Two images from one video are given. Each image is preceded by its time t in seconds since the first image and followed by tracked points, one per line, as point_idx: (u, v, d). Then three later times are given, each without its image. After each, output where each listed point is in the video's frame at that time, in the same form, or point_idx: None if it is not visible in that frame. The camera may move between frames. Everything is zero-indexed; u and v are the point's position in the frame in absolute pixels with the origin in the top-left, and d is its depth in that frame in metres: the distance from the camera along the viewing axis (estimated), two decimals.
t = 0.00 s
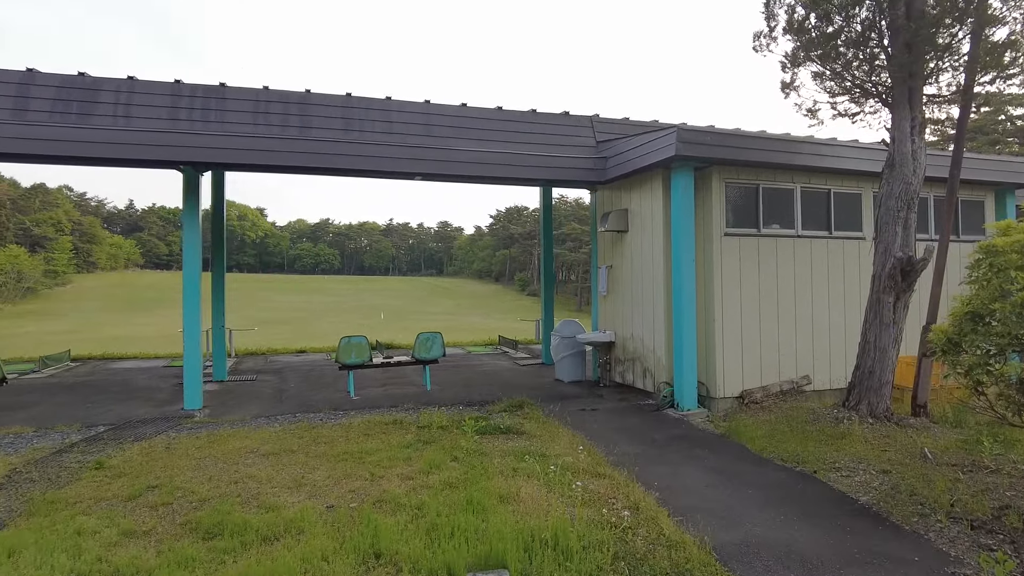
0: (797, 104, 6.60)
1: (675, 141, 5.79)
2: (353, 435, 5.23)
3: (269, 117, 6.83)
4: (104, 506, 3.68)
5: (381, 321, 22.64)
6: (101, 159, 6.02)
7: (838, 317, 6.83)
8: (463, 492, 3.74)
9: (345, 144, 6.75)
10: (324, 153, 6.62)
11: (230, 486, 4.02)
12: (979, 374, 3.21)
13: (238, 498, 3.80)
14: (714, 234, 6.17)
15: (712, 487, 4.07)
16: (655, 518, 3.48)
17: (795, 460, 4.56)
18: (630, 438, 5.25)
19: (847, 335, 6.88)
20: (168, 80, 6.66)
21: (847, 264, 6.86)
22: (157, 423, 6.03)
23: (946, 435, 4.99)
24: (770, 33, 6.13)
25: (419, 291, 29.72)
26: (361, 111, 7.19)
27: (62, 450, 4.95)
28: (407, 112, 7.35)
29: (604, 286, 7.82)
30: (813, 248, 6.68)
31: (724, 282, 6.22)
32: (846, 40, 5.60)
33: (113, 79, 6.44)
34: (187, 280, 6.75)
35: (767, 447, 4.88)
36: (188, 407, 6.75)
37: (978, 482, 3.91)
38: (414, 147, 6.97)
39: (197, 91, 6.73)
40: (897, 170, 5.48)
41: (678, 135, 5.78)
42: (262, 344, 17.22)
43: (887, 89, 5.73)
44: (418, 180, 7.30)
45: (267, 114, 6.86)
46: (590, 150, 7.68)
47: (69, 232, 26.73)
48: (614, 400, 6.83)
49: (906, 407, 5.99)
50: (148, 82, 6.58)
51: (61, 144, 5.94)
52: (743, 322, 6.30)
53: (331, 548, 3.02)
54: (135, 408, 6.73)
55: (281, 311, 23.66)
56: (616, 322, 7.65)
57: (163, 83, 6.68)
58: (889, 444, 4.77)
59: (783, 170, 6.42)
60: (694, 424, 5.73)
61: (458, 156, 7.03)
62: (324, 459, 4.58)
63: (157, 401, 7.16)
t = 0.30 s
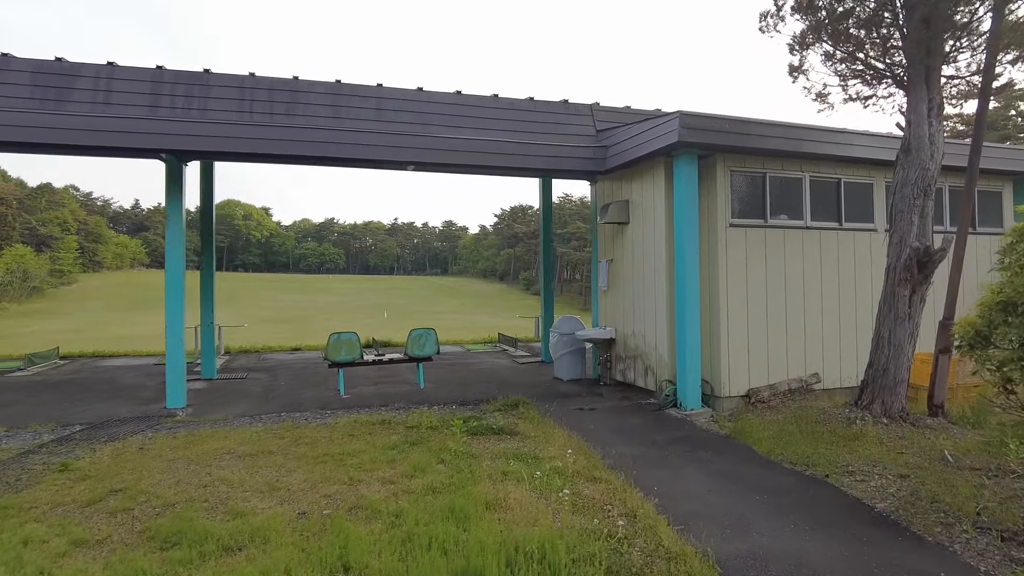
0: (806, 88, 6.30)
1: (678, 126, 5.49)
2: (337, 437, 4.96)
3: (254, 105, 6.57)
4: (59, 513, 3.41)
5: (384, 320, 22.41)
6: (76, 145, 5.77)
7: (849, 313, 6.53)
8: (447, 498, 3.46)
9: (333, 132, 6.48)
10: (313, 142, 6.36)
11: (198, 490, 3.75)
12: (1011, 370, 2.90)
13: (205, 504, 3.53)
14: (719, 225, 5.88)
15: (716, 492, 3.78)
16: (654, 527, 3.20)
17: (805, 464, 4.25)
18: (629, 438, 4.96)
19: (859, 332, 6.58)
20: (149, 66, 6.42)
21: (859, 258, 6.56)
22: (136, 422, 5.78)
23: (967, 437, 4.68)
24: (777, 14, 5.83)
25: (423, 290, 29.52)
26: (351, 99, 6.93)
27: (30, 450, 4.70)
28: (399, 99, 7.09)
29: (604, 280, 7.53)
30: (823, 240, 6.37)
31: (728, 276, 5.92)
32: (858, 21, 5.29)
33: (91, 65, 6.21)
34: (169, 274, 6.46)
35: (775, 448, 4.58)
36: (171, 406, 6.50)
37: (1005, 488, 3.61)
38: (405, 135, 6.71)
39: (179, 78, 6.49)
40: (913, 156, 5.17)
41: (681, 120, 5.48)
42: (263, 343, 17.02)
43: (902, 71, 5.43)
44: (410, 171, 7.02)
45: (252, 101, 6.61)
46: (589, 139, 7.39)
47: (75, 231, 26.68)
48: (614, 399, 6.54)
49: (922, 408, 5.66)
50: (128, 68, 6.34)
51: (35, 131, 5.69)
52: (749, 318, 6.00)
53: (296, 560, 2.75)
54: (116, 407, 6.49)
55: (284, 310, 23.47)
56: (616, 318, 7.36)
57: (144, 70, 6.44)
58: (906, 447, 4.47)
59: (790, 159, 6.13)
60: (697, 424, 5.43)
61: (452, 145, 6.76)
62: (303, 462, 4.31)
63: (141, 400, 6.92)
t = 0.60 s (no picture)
0: (807, 79, 6.02)
1: (672, 118, 5.19)
2: (308, 447, 4.68)
3: (230, 98, 6.31)
4: None
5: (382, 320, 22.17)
6: (40, 139, 5.50)
7: (852, 315, 6.23)
8: (414, 521, 3.18)
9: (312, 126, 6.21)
10: (290, 136, 6.09)
11: (149, 508, 3.48)
12: None
13: (153, 524, 3.25)
14: (715, 223, 5.59)
15: (708, 512, 3.49)
16: (638, 553, 2.91)
17: (805, 478, 3.97)
18: (618, 449, 4.67)
19: (862, 335, 6.29)
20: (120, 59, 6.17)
21: (862, 258, 6.26)
22: (103, 430, 5.52)
23: (978, 449, 4.39)
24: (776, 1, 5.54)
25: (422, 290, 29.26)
26: (332, 93, 6.66)
27: None
28: (383, 93, 6.81)
29: (597, 281, 7.25)
30: (825, 238, 6.07)
31: (725, 276, 5.63)
32: (861, 9, 5.01)
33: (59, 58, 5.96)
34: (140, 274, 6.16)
35: (773, 461, 4.29)
36: (144, 412, 6.23)
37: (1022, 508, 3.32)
38: (388, 129, 6.43)
39: (152, 71, 6.23)
40: (920, 150, 4.88)
41: (675, 112, 5.19)
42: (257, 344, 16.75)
43: (908, 60, 5.14)
44: (394, 167, 6.75)
45: (228, 95, 6.34)
46: (581, 134, 7.10)
47: (76, 231, 26.43)
48: (606, 406, 6.26)
49: (928, 416, 5.39)
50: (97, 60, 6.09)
51: None
52: (746, 321, 5.71)
53: None
54: (86, 413, 6.22)
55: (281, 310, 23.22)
56: (609, 320, 7.07)
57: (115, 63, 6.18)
58: (913, 460, 4.17)
59: (790, 154, 5.83)
60: (691, 433, 5.14)
61: (436, 139, 6.48)
62: (267, 476, 4.03)
63: (114, 406, 6.65)
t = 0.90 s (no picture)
0: (802, 63, 5.78)
1: (659, 104, 4.95)
2: (272, 451, 4.43)
3: (200, 87, 6.06)
4: None
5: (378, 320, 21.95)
6: None
7: (848, 312, 5.99)
8: (369, 533, 2.93)
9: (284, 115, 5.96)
10: (262, 126, 5.84)
11: (88, 517, 3.23)
12: None
13: (89, 535, 3.01)
14: (704, 215, 5.34)
15: (690, 521, 3.24)
16: (610, 567, 2.66)
17: (797, 484, 3.71)
18: (600, 453, 4.41)
19: (859, 333, 6.04)
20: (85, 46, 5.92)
21: (859, 252, 6.01)
22: (64, 433, 5.27)
23: (980, 452, 4.14)
24: None
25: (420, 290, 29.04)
26: (307, 82, 6.42)
27: None
28: (361, 82, 6.56)
29: (584, 277, 7.00)
30: (820, 231, 5.83)
31: (714, 271, 5.37)
32: None
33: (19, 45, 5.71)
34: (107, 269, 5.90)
35: (763, 465, 4.04)
36: (112, 413, 5.98)
37: None
38: (365, 119, 6.18)
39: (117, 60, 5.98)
40: (919, 136, 4.63)
41: (662, 98, 4.94)
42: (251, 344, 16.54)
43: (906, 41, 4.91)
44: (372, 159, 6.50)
45: (197, 84, 6.09)
46: (567, 124, 6.85)
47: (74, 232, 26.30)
48: (593, 406, 6.01)
49: (928, 417, 5.14)
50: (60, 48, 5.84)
51: None
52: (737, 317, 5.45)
53: None
54: (51, 415, 5.97)
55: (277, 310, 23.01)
56: (597, 317, 6.82)
57: (78, 50, 5.93)
58: (912, 464, 3.93)
59: (784, 143, 5.58)
60: (679, 436, 4.89)
61: (416, 129, 6.23)
62: (223, 482, 3.78)
63: (83, 407, 6.40)
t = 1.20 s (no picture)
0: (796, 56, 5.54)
1: (645, 97, 4.70)
2: (233, 465, 4.17)
3: (167, 82, 5.81)
4: None
5: (373, 322, 21.69)
6: None
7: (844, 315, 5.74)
8: (317, 562, 2.67)
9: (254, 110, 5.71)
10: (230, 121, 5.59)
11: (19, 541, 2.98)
12: None
13: (14, 563, 2.76)
14: (692, 215, 5.09)
15: (672, 546, 2.99)
16: None
17: (789, 503, 3.46)
18: (581, 467, 4.16)
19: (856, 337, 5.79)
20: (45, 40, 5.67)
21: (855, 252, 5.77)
22: (19, 444, 5.00)
23: (985, 467, 3.89)
24: None
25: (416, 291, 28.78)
26: (280, 76, 6.16)
27: None
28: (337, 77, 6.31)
29: (571, 279, 6.74)
30: (815, 231, 5.58)
31: (704, 273, 5.12)
32: None
33: None
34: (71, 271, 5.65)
35: (754, 481, 3.78)
36: (75, 421, 5.71)
37: None
38: (340, 114, 5.93)
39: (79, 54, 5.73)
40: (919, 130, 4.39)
41: (648, 91, 4.69)
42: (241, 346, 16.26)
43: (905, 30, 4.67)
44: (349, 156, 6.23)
45: (164, 78, 5.84)
46: (551, 121, 6.59)
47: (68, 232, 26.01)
48: (578, 415, 5.76)
49: (929, 426, 4.89)
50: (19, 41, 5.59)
51: None
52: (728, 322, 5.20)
53: None
54: (12, 425, 5.71)
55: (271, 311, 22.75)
56: (584, 321, 6.57)
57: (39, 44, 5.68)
58: (913, 480, 3.67)
59: (777, 138, 5.33)
60: (665, 447, 4.64)
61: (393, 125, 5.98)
62: (173, 501, 3.53)
63: (47, 416, 6.14)
